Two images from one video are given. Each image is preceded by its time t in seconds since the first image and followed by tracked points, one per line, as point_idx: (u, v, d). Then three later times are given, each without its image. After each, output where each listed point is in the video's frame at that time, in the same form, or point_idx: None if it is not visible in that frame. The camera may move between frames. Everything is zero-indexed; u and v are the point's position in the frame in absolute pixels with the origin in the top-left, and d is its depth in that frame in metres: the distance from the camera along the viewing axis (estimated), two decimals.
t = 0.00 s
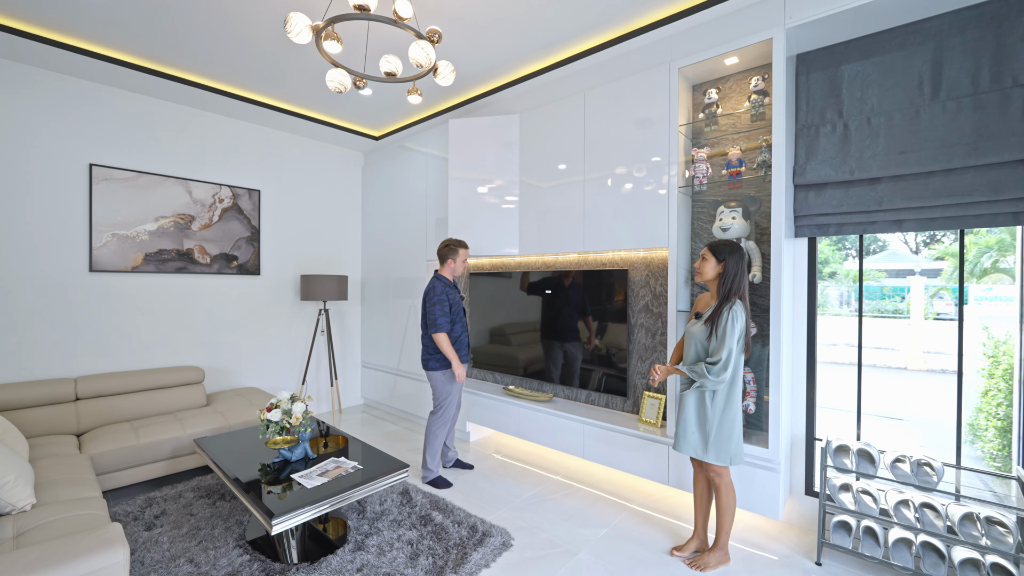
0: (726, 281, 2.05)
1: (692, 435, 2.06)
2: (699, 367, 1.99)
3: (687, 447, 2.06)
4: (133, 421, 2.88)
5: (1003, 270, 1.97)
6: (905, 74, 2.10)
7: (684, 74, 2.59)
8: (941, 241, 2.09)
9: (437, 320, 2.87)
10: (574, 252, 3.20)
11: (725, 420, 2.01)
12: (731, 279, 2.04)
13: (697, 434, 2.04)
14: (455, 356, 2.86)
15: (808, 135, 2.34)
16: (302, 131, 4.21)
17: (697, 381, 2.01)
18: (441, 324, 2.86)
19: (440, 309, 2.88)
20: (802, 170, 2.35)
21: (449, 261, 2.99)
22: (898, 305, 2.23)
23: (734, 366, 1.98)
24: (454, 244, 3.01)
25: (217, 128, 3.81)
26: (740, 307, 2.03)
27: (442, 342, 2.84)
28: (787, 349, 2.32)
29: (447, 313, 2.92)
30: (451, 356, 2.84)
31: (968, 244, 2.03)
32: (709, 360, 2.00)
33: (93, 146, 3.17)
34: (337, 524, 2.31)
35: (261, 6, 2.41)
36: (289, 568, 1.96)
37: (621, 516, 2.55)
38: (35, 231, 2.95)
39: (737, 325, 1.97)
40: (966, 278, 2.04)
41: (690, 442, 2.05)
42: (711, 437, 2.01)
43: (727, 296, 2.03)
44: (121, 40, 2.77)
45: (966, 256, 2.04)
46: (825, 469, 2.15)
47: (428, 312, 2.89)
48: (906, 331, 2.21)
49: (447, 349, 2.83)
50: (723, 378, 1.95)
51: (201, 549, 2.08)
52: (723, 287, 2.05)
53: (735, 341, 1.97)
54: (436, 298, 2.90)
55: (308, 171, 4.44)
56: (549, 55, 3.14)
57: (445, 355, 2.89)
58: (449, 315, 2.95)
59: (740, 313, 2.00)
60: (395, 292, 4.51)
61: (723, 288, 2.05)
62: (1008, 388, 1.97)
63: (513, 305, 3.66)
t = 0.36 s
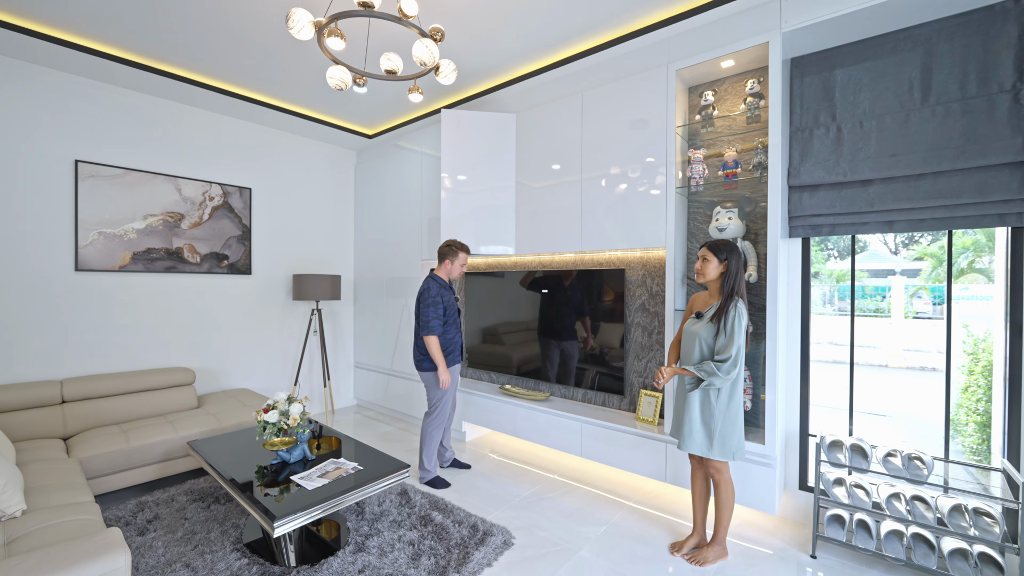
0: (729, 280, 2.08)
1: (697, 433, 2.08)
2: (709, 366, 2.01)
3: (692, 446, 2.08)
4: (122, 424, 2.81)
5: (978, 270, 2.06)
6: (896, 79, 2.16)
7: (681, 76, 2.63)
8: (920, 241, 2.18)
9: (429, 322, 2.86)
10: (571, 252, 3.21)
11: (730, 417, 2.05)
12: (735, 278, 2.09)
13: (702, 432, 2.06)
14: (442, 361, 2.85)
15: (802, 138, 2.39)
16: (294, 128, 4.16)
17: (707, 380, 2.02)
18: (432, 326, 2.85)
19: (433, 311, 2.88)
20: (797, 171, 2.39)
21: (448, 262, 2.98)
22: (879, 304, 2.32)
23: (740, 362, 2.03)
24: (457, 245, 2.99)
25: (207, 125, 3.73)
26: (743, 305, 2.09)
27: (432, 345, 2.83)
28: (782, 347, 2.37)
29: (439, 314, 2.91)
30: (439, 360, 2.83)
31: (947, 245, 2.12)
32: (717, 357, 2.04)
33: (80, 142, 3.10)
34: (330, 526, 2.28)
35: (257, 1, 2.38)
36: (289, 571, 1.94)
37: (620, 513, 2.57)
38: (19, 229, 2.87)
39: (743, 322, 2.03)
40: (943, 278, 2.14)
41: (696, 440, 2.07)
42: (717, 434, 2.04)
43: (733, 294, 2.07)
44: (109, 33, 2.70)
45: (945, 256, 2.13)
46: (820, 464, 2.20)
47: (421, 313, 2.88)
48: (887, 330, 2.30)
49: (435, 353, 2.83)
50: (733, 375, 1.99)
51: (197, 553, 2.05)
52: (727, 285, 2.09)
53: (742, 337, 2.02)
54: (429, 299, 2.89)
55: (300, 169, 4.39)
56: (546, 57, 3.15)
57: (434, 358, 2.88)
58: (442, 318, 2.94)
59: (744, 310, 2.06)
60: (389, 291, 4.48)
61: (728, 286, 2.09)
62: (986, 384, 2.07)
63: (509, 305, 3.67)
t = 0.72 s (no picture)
0: (733, 279, 2.14)
1: (702, 432, 2.12)
2: (719, 363, 2.05)
3: (699, 445, 2.10)
4: (112, 427, 2.75)
5: (958, 270, 2.13)
6: (889, 83, 2.21)
7: (678, 78, 2.66)
8: (901, 242, 2.26)
9: (426, 323, 2.83)
10: (568, 252, 3.22)
11: (734, 413, 2.11)
12: (737, 278, 2.14)
13: (707, 431, 2.10)
14: (440, 363, 2.83)
15: (798, 139, 2.44)
16: (287, 126, 4.10)
17: (716, 377, 2.06)
18: (429, 328, 2.83)
19: (430, 311, 2.86)
20: (793, 172, 2.44)
21: (445, 262, 2.97)
22: (863, 303, 2.40)
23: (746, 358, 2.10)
24: (453, 245, 2.98)
25: (197, 122, 3.67)
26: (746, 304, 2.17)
27: (430, 346, 2.81)
28: (778, 345, 2.40)
29: (436, 315, 2.89)
30: (437, 362, 2.81)
31: (927, 245, 2.20)
32: (726, 354, 2.09)
33: (66, 137, 3.02)
34: (328, 528, 2.25)
35: None
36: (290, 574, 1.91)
37: (619, 511, 2.59)
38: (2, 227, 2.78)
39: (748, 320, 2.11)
40: (925, 277, 2.22)
41: (702, 438, 2.10)
42: (723, 432, 2.09)
43: (737, 293, 2.13)
44: (98, 27, 2.64)
45: (924, 256, 2.21)
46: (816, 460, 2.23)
47: (418, 314, 2.86)
48: (871, 328, 2.39)
49: (433, 354, 2.80)
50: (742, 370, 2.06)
51: (194, 557, 2.01)
52: (730, 284, 2.14)
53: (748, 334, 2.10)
54: (425, 299, 2.87)
55: (293, 167, 4.33)
56: (543, 57, 3.15)
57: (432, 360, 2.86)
58: (438, 319, 2.92)
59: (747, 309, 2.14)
60: (383, 291, 4.44)
61: (733, 285, 2.14)
62: (970, 380, 2.12)
63: (506, 305, 3.67)
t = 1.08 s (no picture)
0: (723, 280, 2.16)
1: (706, 431, 2.16)
2: (723, 363, 2.10)
3: (704, 444, 2.14)
4: (106, 429, 2.71)
5: (940, 270, 2.21)
6: (882, 88, 2.27)
7: (676, 81, 2.69)
8: (885, 243, 2.34)
9: (426, 320, 2.83)
10: (567, 252, 3.25)
11: (735, 412, 2.17)
12: (728, 278, 2.16)
13: (711, 430, 2.15)
14: (439, 361, 2.81)
15: (793, 143, 2.49)
16: (282, 124, 4.07)
17: (719, 376, 2.10)
18: (429, 324, 2.83)
19: (431, 309, 2.86)
20: (789, 174, 2.49)
21: (449, 263, 2.97)
22: (846, 302, 2.48)
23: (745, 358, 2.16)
24: (455, 247, 2.99)
25: (191, 120, 3.61)
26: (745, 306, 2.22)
27: (429, 343, 2.80)
28: (774, 343, 2.45)
29: (436, 314, 2.89)
30: (435, 361, 2.80)
31: (909, 246, 2.28)
32: (727, 353, 2.13)
33: (57, 134, 2.96)
34: (330, 529, 2.25)
35: None
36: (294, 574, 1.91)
37: (618, 509, 2.62)
38: None
39: (747, 320, 2.17)
40: (909, 277, 2.30)
41: (706, 437, 2.14)
42: (725, 430, 2.14)
43: (734, 293, 2.16)
44: (91, 21, 2.59)
45: (907, 257, 2.29)
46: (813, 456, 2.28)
47: (419, 311, 2.86)
48: (858, 328, 2.47)
49: (432, 351, 2.79)
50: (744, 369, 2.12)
51: (195, 560, 1.99)
52: (722, 285, 2.16)
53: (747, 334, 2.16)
54: (427, 298, 2.88)
55: (288, 166, 4.29)
56: (542, 59, 3.17)
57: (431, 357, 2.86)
58: (439, 318, 2.92)
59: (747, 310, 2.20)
60: (379, 291, 4.42)
61: (726, 286, 2.16)
62: (954, 377, 2.19)
63: (504, 305, 3.68)
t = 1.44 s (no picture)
0: (717, 282, 2.20)
1: (702, 428, 2.20)
2: (717, 362, 2.12)
3: (698, 439, 2.19)
4: (102, 431, 2.67)
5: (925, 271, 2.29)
6: (877, 92, 2.32)
7: (677, 83, 2.72)
8: (870, 243, 2.42)
9: (430, 310, 2.82)
10: (566, 252, 3.27)
11: (733, 410, 2.18)
12: (722, 278, 2.19)
13: (706, 427, 2.19)
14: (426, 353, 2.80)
15: (790, 145, 2.54)
16: (278, 123, 4.03)
17: (714, 375, 2.13)
18: (432, 315, 2.81)
19: (441, 304, 2.84)
20: (787, 175, 2.54)
21: (484, 278, 2.79)
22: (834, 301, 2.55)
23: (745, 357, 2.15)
24: (494, 263, 2.79)
25: (186, 117, 3.57)
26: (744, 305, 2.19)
27: (422, 333, 2.80)
28: (772, 342, 2.50)
29: (442, 313, 2.84)
30: (421, 350, 2.78)
31: (895, 247, 2.36)
32: (723, 353, 2.16)
33: (49, 131, 2.91)
34: (334, 529, 2.24)
35: None
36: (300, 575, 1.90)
37: (620, 506, 2.65)
38: None
39: (745, 319, 2.15)
40: (894, 278, 2.38)
41: (700, 433, 2.19)
42: (720, 428, 2.17)
43: (728, 293, 2.18)
44: (87, 17, 2.55)
45: (893, 257, 2.37)
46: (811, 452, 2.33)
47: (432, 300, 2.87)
48: (848, 325, 2.52)
49: (424, 339, 2.79)
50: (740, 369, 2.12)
51: (198, 562, 1.98)
52: (717, 286, 2.20)
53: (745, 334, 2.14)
54: (444, 293, 2.88)
55: (284, 165, 4.25)
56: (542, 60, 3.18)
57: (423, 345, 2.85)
58: (444, 318, 2.87)
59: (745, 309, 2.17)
60: (376, 291, 4.40)
61: (720, 287, 2.20)
62: (940, 375, 2.27)
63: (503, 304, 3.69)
